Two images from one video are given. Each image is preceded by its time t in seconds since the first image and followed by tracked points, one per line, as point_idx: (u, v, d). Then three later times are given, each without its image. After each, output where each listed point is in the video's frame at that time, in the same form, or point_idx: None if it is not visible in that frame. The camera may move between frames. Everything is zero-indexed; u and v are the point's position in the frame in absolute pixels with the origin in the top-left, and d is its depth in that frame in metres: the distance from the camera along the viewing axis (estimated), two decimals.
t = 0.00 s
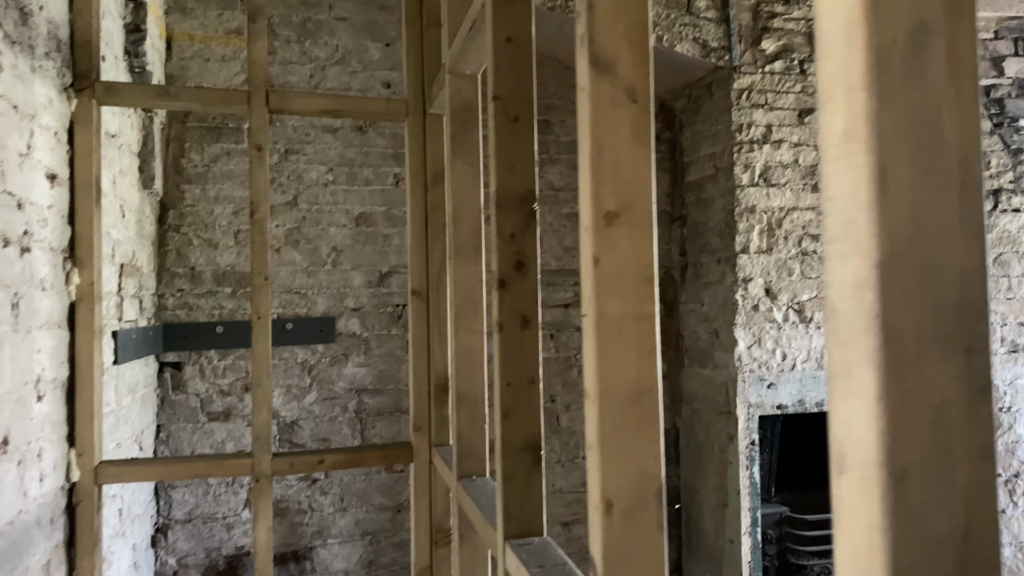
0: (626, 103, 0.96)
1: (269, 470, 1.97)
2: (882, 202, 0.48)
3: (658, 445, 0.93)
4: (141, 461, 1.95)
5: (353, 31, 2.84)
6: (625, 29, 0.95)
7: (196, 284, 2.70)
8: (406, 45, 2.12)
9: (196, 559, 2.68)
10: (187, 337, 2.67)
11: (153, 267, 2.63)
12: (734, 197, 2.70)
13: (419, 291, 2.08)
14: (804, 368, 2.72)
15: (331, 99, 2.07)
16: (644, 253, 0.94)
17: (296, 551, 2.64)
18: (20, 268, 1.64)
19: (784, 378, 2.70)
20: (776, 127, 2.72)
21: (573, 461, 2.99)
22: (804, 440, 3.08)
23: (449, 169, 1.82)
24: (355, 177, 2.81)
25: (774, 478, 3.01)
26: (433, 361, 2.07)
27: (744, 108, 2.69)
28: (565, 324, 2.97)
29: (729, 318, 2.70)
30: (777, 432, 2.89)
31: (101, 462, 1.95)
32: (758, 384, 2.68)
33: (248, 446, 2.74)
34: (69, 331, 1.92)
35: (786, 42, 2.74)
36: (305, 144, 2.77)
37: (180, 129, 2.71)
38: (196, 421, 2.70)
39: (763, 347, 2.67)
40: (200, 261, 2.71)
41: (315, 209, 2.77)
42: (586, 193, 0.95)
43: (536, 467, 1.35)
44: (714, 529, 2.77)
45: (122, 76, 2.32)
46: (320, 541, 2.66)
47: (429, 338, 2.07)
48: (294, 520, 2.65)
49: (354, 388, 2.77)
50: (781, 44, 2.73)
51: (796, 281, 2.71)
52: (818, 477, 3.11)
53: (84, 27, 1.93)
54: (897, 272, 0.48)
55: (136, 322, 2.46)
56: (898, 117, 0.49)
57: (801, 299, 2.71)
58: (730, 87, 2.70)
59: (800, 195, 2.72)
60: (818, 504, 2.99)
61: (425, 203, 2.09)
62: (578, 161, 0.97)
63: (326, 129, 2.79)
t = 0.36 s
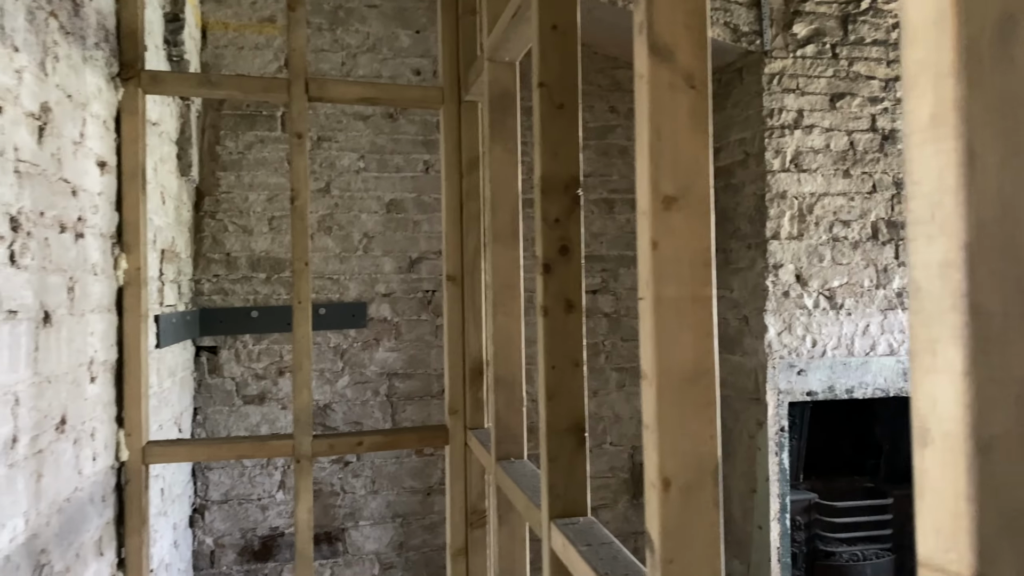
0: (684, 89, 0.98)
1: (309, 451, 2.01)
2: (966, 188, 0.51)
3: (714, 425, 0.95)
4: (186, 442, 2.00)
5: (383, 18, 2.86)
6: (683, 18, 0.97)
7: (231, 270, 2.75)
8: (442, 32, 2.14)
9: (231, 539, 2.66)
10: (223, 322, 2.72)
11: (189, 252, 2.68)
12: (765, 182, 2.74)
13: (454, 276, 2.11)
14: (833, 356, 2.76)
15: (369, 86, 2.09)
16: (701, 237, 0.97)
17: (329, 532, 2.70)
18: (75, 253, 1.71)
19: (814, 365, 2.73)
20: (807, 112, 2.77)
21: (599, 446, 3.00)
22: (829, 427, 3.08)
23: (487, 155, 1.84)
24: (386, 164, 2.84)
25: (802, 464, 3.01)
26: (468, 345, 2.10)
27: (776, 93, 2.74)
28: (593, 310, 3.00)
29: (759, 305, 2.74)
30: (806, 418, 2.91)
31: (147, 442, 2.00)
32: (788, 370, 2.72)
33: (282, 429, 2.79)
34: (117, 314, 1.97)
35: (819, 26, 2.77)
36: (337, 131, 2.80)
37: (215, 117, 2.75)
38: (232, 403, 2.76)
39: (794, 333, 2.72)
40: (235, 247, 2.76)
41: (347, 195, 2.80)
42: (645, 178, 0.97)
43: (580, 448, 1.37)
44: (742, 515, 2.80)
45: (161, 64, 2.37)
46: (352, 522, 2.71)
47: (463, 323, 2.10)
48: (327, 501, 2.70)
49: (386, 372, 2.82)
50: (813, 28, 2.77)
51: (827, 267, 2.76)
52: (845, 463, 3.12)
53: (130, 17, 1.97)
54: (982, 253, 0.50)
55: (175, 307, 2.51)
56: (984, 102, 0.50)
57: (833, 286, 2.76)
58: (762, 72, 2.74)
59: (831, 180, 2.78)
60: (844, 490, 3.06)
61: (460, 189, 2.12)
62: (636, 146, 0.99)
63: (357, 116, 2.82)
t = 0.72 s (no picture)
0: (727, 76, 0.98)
1: (342, 434, 2.05)
2: None
3: (755, 408, 0.96)
4: (221, 425, 2.04)
5: (410, 6, 2.87)
6: (727, 5, 0.97)
7: (261, 256, 2.79)
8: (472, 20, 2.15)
9: (262, 521, 2.71)
10: (253, 308, 2.77)
11: (220, 239, 2.72)
12: (792, 170, 2.73)
13: (483, 263, 2.12)
14: (860, 343, 2.75)
15: (400, 74, 2.10)
16: (743, 222, 0.98)
17: (358, 514, 2.74)
18: (115, 238, 1.75)
19: (841, 352, 2.73)
20: (836, 99, 2.75)
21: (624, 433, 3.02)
22: (856, 413, 3.09)
23: (518, 142, 1.85)
24: (413, 152, 2.86)
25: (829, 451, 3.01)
26: (497, 330, 2.11)
27: (805, 80, 2.72)
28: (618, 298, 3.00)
29: (786, 292, 2.73)
30: (832, 406, 2.89)
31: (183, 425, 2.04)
32: (815, 357, 2.72)
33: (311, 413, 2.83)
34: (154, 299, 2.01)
35: (848, 12, 2.73)
36: (365, 119, 2.82)
37: (244, 105, 2.78)
38: (262, 388, 2.80)
39: (821, 320, 2.72)
40: (265, 234, 2.79)
41: (374, 183, 2.83)
42: (687, 164, 0.98)
43: (614, 432, 1.38)
44: (767, 501, 2.81)
45: (193, 54, 2.39)
46: (379, 505, 2.76)
47: (492, 309, 2.12)
48: (355, 485, 2.74)
49: (413, 357, 2.85)
50: (841, 14, 2.73)
51: (854, 255, 2.74)
52: (871, 451, 3.12)
53: (165, 6, 2.00)
54: None
55: (207, 293, 2.55)
56: None
57: (860, 273, 2.75)
58: (791, 58, 2.72)
59: (860, 166, 2.76)
60: (871, 477, 3.06)
61: (489, 176, 2.13)
62: (678, 132, 1.00)
63: (384, 104, 2.83)
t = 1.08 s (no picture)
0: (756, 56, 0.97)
1: (367, 415, 2.07)
2: None
3: (781, 388, 0.95)
4: (249, 405, 2.07)
5: None
6: None
7: (287, 240, 2.82)
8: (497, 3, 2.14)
9: (288, 500, 2.75)
10: (280, 291, 2.80)
11: (247, 223, 2.75)
12: (819, 154, 2.69)
13: (507, 247, 2.13)
14: (887, 329, 2.72)
15: (425, 58, 2.10)
16: (771, 203, 0.97)
17: (382, 495, 2.78)
18: (146, 220, 1.78)
19: (867, 338, 2.70)
20: (865, 82, 2.70)
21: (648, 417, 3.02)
22: (882, 398, 3.08)
23: (543, 125, 1.85)
24: (437, 136, 2.86)
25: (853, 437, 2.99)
26: (521, 314, 2.12)
27: (833, 63, 2.67)
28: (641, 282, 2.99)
29: (812, 277, 2.70)
30: (857, 391, 2.86)
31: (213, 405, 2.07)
32: (841, 343, 2.70)
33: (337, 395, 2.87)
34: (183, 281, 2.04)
35: None
36: (389, 104, 2.83)
37: (270, 90, 2.80)
38: (288, 369, 2.84)
39: (847, 306, 2.69)
40: (291, 218, 2.82)
41: (399, 167, 2.84)
42: (715, 144, 0.97)
43: (638, 414, 1.39)
44: (790, 487, 2.80)
45: (220, 38, 2.42)
46: (404, 486, 2.79)
47: (516, 292, 2.12)
48: (380, 465, 2.78)
49: (437, 341, 2.87)
50: None
51: (882, 240, 2.71)
52: (896, 438, 3.09)
53: None
54: None
55: (235, 276, 2.58)
56: None
57: (887, 259, 2.71)
58: (819, 40, 2.67)
59: (889, 151, 2.72)
60: (895, 464, 3.02)
61: (513, 160, 2.13)
62: (706, 113, 0.99)
63: (409, 88, 2.84)
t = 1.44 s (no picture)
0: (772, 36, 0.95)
1: (387, 394, 2.09)
2: None
3: (794, 371, 0.95)
4: (271, 383, 2.10)
5: None
6: None
7: (310, 221, 2.84)
8: None
9: (311, 478, 2.80)
10: (303, 271, 2.83)
11: (271, 203, 2.78)
12: (845, 134, 2.64)
13: (525, 229, 2.13)
14: (912, 313, 2.67)
15: (444, 38, 2.10)
16: (785, 186, 0.95)
17: (404, 473, 2.82)
18: (169, 201, 1.81)
19: (892, 322, 2.66)
20: (893, 61, 2.64)
21: (668, 400, 3.01)
22: (907, 383, 3.04)
23: (562, 105, 1.83)
24: (458, 118, 2.85)
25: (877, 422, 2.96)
26: (540, 295, 2.12)
27: (860, 42, 2.61)
28: (663, 265, 2.97)
29: (836, 260, 2.66)
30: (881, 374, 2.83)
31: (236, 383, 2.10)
32: (864, 327, 2.66)
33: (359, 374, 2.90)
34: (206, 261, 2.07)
35: None
36: (410, 84, 2.83)
37: (293, 71, 2.81)
38: (312, 348, 2.88)
39: (871, 289, 2.65)
40: (314, 199, 2.84)
41: (419, 148, 2.84)
42: (729, 125, 0.96)
43: (653, 396, 1.38)
44: (811, 471, 2.78)
45: (242, 20, 2.43)
46: (425, 465, 2.82)
47: (534, 274, 2.12)
48: (402, 444, 2.81)
49: (457, 322, 2.88)
50: None
51: (908, 223, 2.66)
52: (922, 421, 3.05)
53: None
54: None
55: (258, 256, 2.61)
56: None
57: (913, 241, 2.66)
58: (846, 18, 2.61)
59: (916, 132, 2.66)
60: (919, 449, 2.98)
61: (532, 141, 2.12)
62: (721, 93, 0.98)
63: (430, 69, 2.83)
